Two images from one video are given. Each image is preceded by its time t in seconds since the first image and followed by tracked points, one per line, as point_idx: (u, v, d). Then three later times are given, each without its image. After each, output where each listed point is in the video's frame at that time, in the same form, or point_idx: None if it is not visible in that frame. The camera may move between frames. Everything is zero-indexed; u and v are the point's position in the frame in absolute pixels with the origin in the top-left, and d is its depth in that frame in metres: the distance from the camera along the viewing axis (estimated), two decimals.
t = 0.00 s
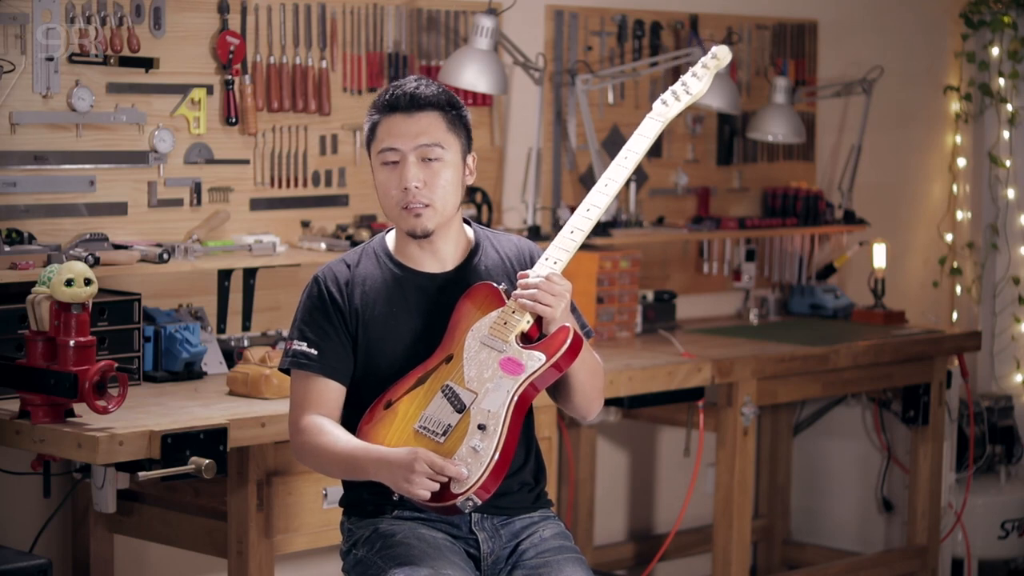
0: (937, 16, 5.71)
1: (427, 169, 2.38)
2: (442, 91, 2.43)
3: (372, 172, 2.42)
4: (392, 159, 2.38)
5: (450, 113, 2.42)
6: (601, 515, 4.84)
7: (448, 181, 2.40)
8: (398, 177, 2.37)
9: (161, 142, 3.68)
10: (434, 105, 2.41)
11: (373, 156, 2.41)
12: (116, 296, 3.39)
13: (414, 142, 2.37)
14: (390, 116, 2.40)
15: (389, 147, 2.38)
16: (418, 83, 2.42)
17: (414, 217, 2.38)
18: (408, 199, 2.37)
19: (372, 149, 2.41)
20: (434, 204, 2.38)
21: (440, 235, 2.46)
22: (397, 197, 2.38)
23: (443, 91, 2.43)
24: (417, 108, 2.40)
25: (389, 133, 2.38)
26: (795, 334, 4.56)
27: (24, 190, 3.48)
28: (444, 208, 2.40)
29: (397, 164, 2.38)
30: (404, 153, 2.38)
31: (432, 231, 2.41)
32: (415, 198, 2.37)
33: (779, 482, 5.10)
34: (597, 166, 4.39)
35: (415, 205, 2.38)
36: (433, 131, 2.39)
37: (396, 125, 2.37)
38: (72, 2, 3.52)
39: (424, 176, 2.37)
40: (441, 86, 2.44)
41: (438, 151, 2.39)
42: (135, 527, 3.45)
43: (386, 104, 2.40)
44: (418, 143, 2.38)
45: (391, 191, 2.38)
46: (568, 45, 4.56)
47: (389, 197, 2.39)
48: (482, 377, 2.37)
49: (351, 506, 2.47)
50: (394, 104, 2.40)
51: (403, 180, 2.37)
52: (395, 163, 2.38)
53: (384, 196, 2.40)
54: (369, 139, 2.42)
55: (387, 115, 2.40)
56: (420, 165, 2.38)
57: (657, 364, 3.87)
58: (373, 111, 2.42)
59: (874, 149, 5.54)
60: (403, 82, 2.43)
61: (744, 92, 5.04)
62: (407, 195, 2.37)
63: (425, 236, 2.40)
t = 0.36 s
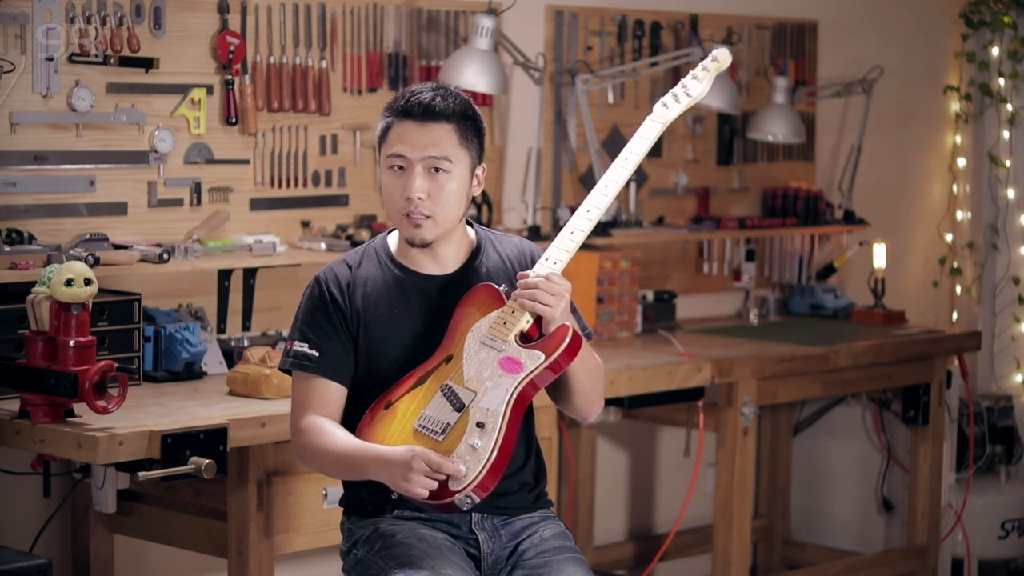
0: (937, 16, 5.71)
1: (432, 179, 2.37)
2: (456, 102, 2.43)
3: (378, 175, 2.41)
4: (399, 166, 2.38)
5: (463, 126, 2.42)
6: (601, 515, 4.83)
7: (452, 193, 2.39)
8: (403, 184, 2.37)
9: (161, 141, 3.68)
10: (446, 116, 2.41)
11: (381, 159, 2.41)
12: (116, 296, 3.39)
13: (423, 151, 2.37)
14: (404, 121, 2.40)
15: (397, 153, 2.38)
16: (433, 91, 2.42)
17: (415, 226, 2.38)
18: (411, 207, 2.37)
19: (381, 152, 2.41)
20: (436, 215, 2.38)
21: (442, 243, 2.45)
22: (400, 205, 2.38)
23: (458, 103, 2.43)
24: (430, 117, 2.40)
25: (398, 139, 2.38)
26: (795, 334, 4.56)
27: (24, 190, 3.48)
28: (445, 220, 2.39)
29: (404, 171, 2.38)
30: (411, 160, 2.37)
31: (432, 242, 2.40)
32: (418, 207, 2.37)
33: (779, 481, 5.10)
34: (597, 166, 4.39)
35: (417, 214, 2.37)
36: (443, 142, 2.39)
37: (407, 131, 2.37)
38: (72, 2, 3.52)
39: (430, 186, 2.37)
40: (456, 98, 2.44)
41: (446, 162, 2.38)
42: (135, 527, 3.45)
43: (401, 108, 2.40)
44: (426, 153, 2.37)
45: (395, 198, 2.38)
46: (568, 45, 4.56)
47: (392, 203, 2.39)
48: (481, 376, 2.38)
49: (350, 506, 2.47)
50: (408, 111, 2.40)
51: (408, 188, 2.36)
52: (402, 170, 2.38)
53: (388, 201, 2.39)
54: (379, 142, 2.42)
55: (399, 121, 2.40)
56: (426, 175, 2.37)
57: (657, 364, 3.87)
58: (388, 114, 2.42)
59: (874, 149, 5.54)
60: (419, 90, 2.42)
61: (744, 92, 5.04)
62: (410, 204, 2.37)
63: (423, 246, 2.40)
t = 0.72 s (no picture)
0: (937, 16, 5.71)
1: (437, 176, 2.37)
2: (461, 99, 2.43)
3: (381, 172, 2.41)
4: (404, 163, 2.38)
5: (467, 123, 2.42)
6: (601, 515, 4.83)
7: (456, 190, 2.39)
8: (408, 181, 2.37)
9: (161, 142, 3.68)
10: (451, 113, 2.41)
11: (385, 156, 2.41)
12: (116, 296, 3.39)
13: (428, 148, 2.37)
14: (408, 118, 2.39)
15: (402, 149, 2.38)
16: (438, 88, 2.42)
17: (419, 224, 2.38)
18: (415, 204, 2.37)
19: (385, 149, 2.41)
20: (440, 212, 2.38)
21: (443, 242, 2.45)
22: (404, 201, 2.37)
23: (463, 100, 2.43)
24: (435, 114, 2.39)
25: (403, 135, 2.38)
26: (795, 334, 4.56)
27: (24, 190, 3.48)
28: (449, 218, 2.40)
29: (408, 167, 2.37)
30: (416, 157, 2.37)
31: (436, 239, 2.40)
32: (421, 204, 2.37)
33: (779, 481, 5.10)
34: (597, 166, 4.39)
35: (420, 211, 2.37)
36: (448, 139, 2.39)
37: (412, 128, 2.37)
38: (72, 2, 3.52)
39: (433, 183, 2.37)
40: (462, 95, 2.44)
41: (451, 159, 2.39)
42: (135, 527, 3.45)
43: (406, 105, 2.40)
44: (431, 149, 2.37)
45: (399, 195, 2.37)
46: (568, 45, 4.56)
47: (396, 200, 2.38)
48: (482, 379, 2.38)
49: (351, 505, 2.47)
50: (413, 108, 2.40)
51: (412, 185, 2.36)
52: (407, 166, 2.38)
53: (391, 198, 2.39)
54: (383, 139, 2.42)
55: (404, 117, 2.40)
56: (431, 172, 2.37)
57: (657, 364, 3.87)
58: (392, 111, 2.42)
59: (874, 149, 5.54)
60: (424, 86, 2.42)
61: (744, 92, 5.04)
62: (415, 201, 2.37)
63: (427, 244, 2.40)
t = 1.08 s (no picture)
0: (937, 16, 5.71)
1: (455, 158, 2.39)
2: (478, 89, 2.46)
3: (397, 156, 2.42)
4: (422, 145, 2.39)
5: (482, 110, 2.45)
6: (601, 515, 4.83)
7: (473, 174, 2.41)
8: (426, 162, 2.38)
9: (161, 141, 3.68)
10: (469, 100, 2.44)
11: (400, 141, 2.42)
12: (116, 296, 3.39)
13: (448, 130, 2.39)
14: (426, 103, 2.42)
15: (421, 132, 2.39)
16: (455, 77, 2.45)
17: (436, 204, 2.38)
18: (434, 183, 2.38)
19: (401, 133, 2.42)
20: (457, 193, 2.39)
21: (452, 232, 2.46)
22: (421, 181, 2.38)
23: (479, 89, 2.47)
24: (453, 99, 2.42)
25: (423, 118, 2.40)
26: (794, 334, 4.56)
27: (24, 190, 3.48)
28: (465, 201, 2.41)
29: (426, 149, 2.39)
30: (435, 139, 2.39)
31: (450, 222, 2.41)
32: (440, 184, 2.37)
33: (779, 481, 5.10)
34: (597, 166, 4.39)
35: (438, 191, 2.38)
36: (466, 123, 2.41)
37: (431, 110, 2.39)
38: (72, 2, 3.52)
39: (452, 165, 2.38)
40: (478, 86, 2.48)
41: (468, 142, 2.41)
42: (135, 527, 3.45)
43: (425, 91, 2.43)
44: (450, 131, 2.40)
45: (416, 175, 2.38)
46: (568, 45, 4.55)
47: (413, 180, 2.39)
48: (478, 404, 2.34)
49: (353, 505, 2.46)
50: (431, 94, 2.42)
51: (431, 165, 2.37)
52: (425, 148, 2.39)
53: (407, 181, 2.40)
54: (398, 126, 2.43)
55: (422, 103, 2.42)
56: (450, 154, 2.39)
57: (657, 364, 3.87)
58: (408, 97, 2.45)
59: (874, 149, 5.54)
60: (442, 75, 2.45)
61: (744, 92, 5.04)
62: (433, 180, 2.37)
63: (443, 225, 2.40)
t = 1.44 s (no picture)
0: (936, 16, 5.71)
1: (472, 157, 2.39)
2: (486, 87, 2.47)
3: (411, 157, 2.41)
4: (438, 145, 2.39)
5: (491, 108, 2.46)
6: (601, 515, 4.84)
7: (489, 172, 2.41)
8: (445, 162, 2.38)
9: (161, 142, 3.68)
10: (479, 98, 2.45)
11: (412, 143, 2.42)
12: (116, 296, 3.39)
13: (462, 130, 2.40)
14: (436, 103, 2.42)
15: (436, 133, 2.40)
16: (462, 76, 2.46)
17: (457, 203, 2.38)
18: (453, 183, 2.38)
19: (414, 134, 2.42)
20: (476, 191, 2.39)
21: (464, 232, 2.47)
22: (440, 182, 2.38)
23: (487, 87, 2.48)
24: (463, 99, 2.43)
25: (435, 119, 2.40)
26: (794, 334, 4.56)
27: (24, 190, 3.48)
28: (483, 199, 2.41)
29: (443, 149, 2.39)
30: (451, 139, 2.39)
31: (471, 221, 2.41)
32: (460, 183, 2.37)
33: (779, 481, 5.10)
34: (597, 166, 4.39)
35: (458, 190, 2.38)
36: (479, 122, 2.42)
37: (444, 111, 2.40)
38: (72, 2, 3.52)
39: (470, 164, 2.38)
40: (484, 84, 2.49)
41: (483, 141, 2.42)
42: (135, 527, 3.45)
43: (435, 92, 2.43)
44: (465, 130, 2.40)
45: (435, 175, 2.38)
46: (568, 45, 4.55)
47: (431, 181, 2.39)
48: (473, 414, 2.36)
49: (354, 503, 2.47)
50: (441, 94, 2.43)
51: (450, 164, 2.37)
52: (441, 149, 2.39)
53: (425, 182, 2.39)
54: (408, 128, 2.43)
55: (433, 104, 2.43)
56: (467, 153, 2.39)
57: (657, 364, 3.87)
58: (417, 98, 2.44)
59: (875, 149, 5.54)
60: (449, 75, 2.46)
61: (744, 92, 5.04)
62: (453, 179, 2.37)
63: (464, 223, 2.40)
